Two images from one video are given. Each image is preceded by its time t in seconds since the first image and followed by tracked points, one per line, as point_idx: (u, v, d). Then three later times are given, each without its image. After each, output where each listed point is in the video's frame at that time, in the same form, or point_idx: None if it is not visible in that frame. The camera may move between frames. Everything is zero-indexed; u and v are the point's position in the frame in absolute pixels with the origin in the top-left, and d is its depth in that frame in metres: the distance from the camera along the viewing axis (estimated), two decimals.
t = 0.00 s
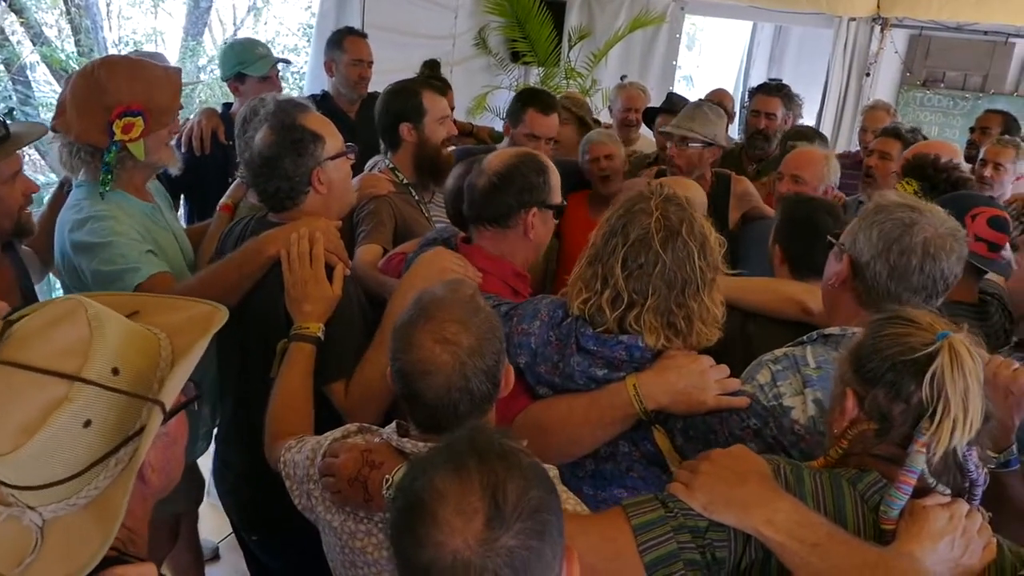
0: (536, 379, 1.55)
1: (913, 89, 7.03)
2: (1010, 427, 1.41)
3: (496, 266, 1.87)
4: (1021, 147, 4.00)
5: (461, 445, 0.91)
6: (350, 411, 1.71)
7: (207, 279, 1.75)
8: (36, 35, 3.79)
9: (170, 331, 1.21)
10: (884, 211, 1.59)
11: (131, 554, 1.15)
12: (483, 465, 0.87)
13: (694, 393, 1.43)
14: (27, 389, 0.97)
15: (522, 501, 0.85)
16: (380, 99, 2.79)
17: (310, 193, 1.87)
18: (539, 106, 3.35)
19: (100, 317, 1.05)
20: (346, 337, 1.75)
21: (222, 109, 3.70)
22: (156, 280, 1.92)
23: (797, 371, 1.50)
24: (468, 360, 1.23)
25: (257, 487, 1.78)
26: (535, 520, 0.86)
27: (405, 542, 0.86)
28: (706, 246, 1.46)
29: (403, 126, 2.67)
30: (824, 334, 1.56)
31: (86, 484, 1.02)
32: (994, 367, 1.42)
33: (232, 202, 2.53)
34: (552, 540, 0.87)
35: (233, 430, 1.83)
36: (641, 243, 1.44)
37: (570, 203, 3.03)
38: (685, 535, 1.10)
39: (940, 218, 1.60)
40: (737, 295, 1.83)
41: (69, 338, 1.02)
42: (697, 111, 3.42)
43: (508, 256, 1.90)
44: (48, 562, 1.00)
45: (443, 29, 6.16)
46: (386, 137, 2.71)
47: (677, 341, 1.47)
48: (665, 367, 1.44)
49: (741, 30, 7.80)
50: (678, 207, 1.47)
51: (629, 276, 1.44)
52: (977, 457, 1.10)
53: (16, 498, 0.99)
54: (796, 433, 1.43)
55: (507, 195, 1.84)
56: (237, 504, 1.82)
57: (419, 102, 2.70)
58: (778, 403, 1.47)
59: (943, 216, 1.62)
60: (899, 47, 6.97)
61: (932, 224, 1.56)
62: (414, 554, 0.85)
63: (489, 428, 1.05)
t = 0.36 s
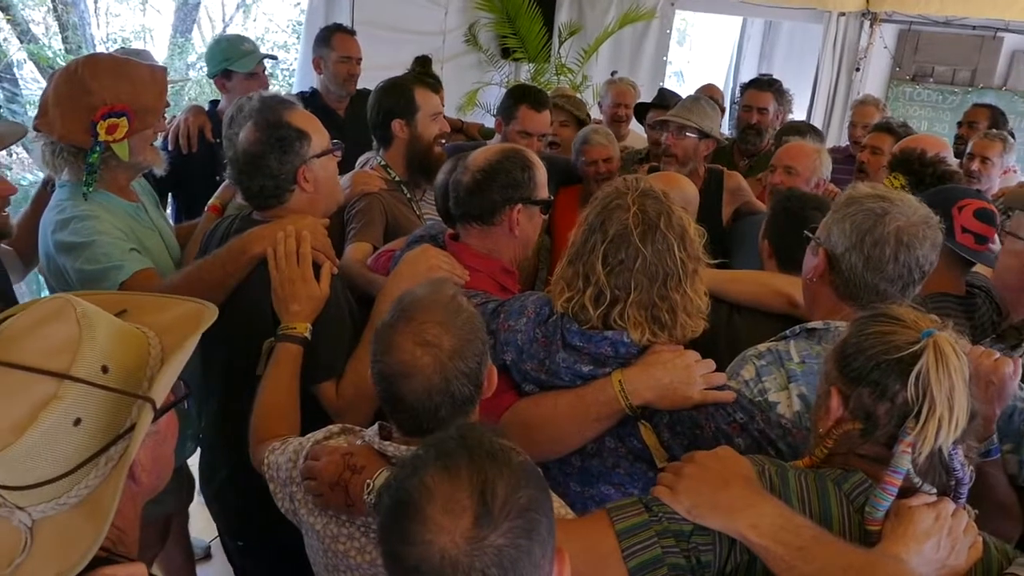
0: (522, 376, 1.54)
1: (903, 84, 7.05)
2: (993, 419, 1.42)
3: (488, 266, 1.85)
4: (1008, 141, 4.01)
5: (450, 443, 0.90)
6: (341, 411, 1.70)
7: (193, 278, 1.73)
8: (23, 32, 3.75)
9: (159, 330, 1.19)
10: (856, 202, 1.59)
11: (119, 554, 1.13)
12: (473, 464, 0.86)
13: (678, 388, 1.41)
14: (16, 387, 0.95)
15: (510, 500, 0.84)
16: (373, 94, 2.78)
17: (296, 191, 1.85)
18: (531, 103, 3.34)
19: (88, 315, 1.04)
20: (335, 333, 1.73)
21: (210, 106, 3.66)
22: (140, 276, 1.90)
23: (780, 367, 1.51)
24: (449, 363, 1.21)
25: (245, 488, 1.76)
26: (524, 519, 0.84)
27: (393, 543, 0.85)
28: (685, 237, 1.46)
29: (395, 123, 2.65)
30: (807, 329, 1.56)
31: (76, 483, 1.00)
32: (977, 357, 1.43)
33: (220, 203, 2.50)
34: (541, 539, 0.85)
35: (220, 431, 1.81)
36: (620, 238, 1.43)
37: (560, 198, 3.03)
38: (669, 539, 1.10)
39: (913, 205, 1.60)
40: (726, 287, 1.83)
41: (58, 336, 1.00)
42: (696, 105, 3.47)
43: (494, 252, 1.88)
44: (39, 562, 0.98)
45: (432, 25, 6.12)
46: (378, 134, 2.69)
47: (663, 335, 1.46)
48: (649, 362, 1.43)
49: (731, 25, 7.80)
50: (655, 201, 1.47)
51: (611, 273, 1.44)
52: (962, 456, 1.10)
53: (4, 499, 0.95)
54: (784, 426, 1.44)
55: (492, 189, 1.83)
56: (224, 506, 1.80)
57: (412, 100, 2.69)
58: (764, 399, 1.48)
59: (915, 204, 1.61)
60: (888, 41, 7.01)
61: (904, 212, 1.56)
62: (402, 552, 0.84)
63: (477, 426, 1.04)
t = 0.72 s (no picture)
0: (513, 372, 1.54)
1: (886, 80, 7.11)
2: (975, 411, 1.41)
3: (476, 263, 1.85)
4: (989, 137, 4.06)
5: (435, 446, 0.89)
6: (329, 410, 1.68)
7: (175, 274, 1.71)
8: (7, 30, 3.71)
9: (133, 330, 1.18)
10: (840, 197, 1.60)
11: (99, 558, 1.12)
12: (457, 469, 0.86)
13: (671, 383, 1.42)
14: None
15: (495, 503, 0.84)
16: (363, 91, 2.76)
17: (279, 188, 1.84)
18: (519, 101, 3.34)
19: (59, 315, 1.02)
20: (320, 331, 1.72)
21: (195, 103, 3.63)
22: (120, 273, 1.88)
23: (767, 362, 1.51)
24: (429, 361, 1.21)
25: (230, 488, 1.75)
26: (509, 522, 0.84)
27: (376, 547, 0.85)
28: (677, 235, 1.46)
29: (384, 122, 2.64)
30: (792, 323, 1.56)
31: (51, 487, 0.99)
32: (958, 350, 1.42)
33: (206, 203, 2.48)
34: (527, 542, 0.85)
35: (205, 431, 1.80)
36: (612, 235, 1.43)
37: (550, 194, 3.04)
38: (652, 537, 1.10)
39: (896, 200, 1.61)
40: (712, 279, 1.83)
41: (29, 338, 0.99)
42: (693, 104, 3.43)
43: (484, 249, 1.88)
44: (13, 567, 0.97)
45: (419, 20, 6.08)
46: (367, 133, 2.68)
47: (653, 332, 1.46)
48: (642, 359, 1.43)
49: (717, 22, 7.82)
50: (648, 197, 1.47)
51: (603, 269, 1.44)
52: (941, 449, 1.11)
53: None
54: (772, 422, 1.42)
55: (481, 187, 1.82)
56: (208, 507, 1.79)
57: (400, 99, 2.67)
58: (751, 394, 1.49)
59: (898, 199, 1.62)
60: (872, 38, 7.05)
61: (887, 207, 1.57)
62: (385, 556, 0.83)
63: (463, 427, 1.03)
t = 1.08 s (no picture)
0: (500, 372, 1.54)
1: (865, 78, 7.15)
2: (958, 401, 1.45)
3: (456, 259, 1.84)
4: (965, 133, 4.11)
5: (414, 446, 0.89)
6: (309, 409, 1.67)
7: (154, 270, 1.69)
8: None
9: (103, 331, 1.17)
10: (825, 195, 1.61)
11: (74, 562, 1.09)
12: (435, 469, 0.85)
13: (656, 380, 1.42)
14: None
15: (473, 503, 0.83)
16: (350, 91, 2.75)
17: (264, 187, 1.82)
18: (503, 93, 3.34)
19: (25, 317, 1.01)
20: (302, 330, 1.71)
21: (177, 102, 3.58)
22: (100, 268, 1.85)
23: (754, 357, 1.53)
24: (411, 360, 1.21)
25: (212, 487, 1.73)
26: (488, 522, 0.83)
27: (354, 549, 0.84)
28: (665, 235, 1.46)
29: (372, 122, 2.63)
30: (778, 319, 1.57)
31: (20, 492, 0.98)
32: (942, 341, 1.45)
33: (189, 202, 2.46)
34: (506, 542, 0.84)
35: (187, 432, 1.78)
36: (601, 235, 1.43)
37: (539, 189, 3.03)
38: (635, 533, 1.10)
39: (880, 197, 1.62)
40: (696, 274, 1.84)
41: None
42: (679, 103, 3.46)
43: (467, 246, 1.87)
44: None
45: (402, 18, 6.07)
46: (355, 133, 2.68)
47: (639, 331, 1.46)
48: (628, 357, 1.43)
49: (699, 20, 7.87)
50: (637, 197, 1.47)
51: (590, 268, 1.44)
52: (920, 441, 1.11)
53: None
54: (758, 414, 1.46)
55: (480, 181, 1.82)
56: (189, 507, 1.77)
57: (389, 98, 2.66)
58: (737, 390, 1.50)
59: (882, 196, 1.64)
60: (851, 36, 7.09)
61: (872, 204, 1.58)
62: (362, 557, 0.83)
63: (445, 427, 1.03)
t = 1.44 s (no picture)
0: (489, 368, 1.54)
1: (842, 74, 7.17)
2: (940, 395, 1.47)
3: (443, 257, 1.83)
4: (939, 129, 4.17)
5: (401, 449, 0.89)
6: (291, 405, 1.66)
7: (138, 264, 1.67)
8: None
9: (94, 330, 1.16)
10: (818, 192, 1.62)
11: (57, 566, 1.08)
12: (424, 472, 0.85)
13: (646, 376, 1.43)
14: None
15: (462, 505, 0.83)
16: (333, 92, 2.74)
17: (252, 185, 1.80)
18: (484, 89, 3.34)
19: (19, 312, 1.00)
20: (286, 330, 1.70)
21: (152, 98, 3.53)
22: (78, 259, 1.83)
23: (742, 353, 1.55)
24: (396, 357, 1.20)
25: (192, 487, 1.72)
26: (477, 525, 0.83)
27: (342, 553, 0.83)
28: (660, 228, 1.49)
29: (358, 124, 2.62)
30: (765, 315, 1.59)
31: (7, 487, 0.96)
32: (925, 337, 1.46)
33: (171, 195, 2.43)
34: (495, 545, 0.84)
35: (168, 432, 1.76)
36: (601, 222, 1.45)
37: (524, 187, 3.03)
38: (620, 530, 1.11)
39: (867, 192, 1.65)
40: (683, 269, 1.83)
41: None
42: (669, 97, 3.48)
43: (454, 243, 1.86)
44: None
45: (381, 15, 6.05)
46: (339, 131, 2.66)
47: (633, 322, 1.47)
48: (616, 353, 1.45)
49: (678, 17, 7.90)
50: (632, 189, 1.49)
51: (590, 254, 1.45)
52: (896, 436, 1.13)
53: None
54: (746, 410, 1.45)
55: (465, 175, 1.82)
56: (168, 507, 1.75)
57: (375, 99, 2.65)
58: (726, 384, 1.53)
59: (867, 190, 1.67)
60: (827, 33, 7.04)
61: (864, 199, 1.60)
62: (351, 561, 0.82)
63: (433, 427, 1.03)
